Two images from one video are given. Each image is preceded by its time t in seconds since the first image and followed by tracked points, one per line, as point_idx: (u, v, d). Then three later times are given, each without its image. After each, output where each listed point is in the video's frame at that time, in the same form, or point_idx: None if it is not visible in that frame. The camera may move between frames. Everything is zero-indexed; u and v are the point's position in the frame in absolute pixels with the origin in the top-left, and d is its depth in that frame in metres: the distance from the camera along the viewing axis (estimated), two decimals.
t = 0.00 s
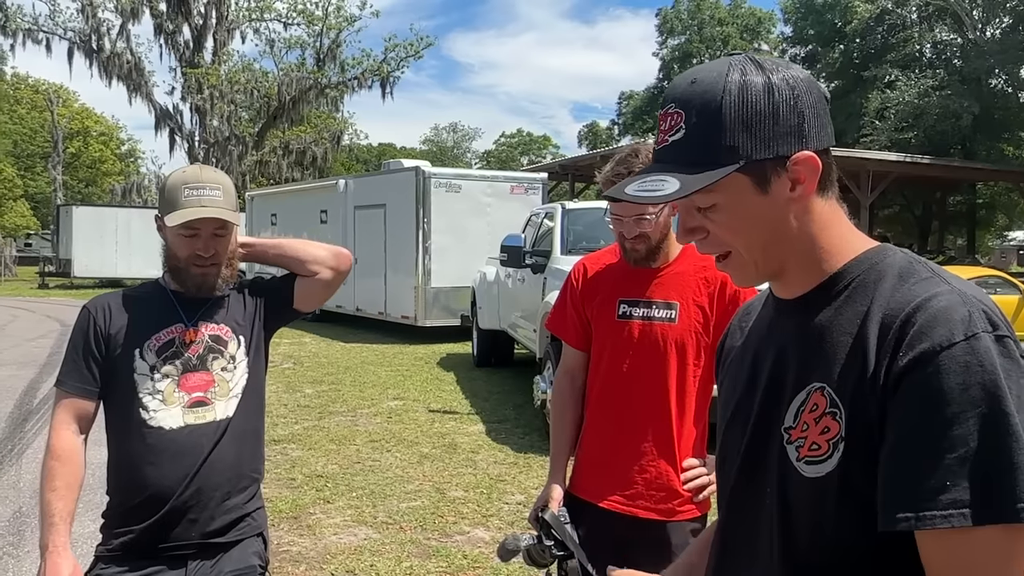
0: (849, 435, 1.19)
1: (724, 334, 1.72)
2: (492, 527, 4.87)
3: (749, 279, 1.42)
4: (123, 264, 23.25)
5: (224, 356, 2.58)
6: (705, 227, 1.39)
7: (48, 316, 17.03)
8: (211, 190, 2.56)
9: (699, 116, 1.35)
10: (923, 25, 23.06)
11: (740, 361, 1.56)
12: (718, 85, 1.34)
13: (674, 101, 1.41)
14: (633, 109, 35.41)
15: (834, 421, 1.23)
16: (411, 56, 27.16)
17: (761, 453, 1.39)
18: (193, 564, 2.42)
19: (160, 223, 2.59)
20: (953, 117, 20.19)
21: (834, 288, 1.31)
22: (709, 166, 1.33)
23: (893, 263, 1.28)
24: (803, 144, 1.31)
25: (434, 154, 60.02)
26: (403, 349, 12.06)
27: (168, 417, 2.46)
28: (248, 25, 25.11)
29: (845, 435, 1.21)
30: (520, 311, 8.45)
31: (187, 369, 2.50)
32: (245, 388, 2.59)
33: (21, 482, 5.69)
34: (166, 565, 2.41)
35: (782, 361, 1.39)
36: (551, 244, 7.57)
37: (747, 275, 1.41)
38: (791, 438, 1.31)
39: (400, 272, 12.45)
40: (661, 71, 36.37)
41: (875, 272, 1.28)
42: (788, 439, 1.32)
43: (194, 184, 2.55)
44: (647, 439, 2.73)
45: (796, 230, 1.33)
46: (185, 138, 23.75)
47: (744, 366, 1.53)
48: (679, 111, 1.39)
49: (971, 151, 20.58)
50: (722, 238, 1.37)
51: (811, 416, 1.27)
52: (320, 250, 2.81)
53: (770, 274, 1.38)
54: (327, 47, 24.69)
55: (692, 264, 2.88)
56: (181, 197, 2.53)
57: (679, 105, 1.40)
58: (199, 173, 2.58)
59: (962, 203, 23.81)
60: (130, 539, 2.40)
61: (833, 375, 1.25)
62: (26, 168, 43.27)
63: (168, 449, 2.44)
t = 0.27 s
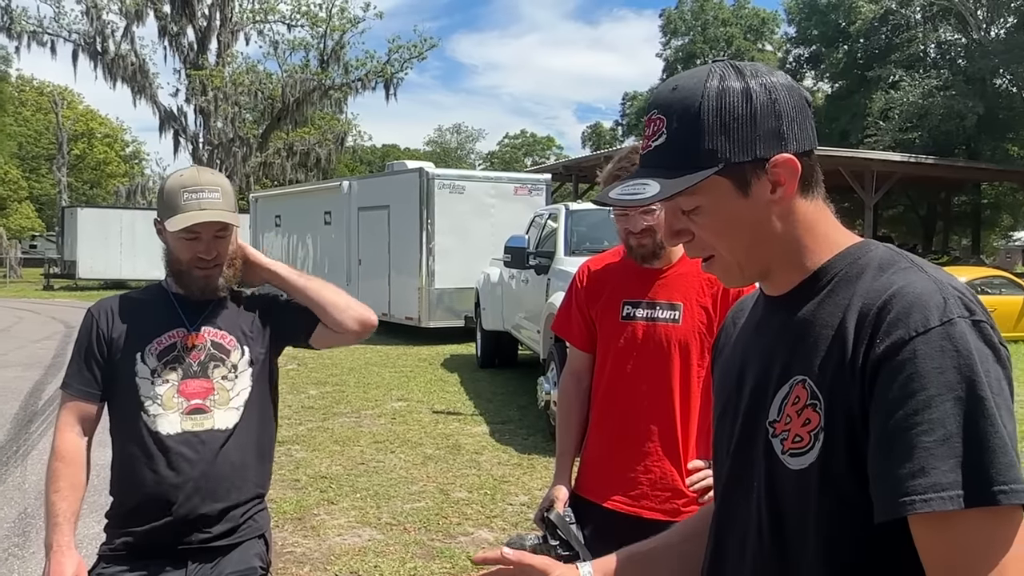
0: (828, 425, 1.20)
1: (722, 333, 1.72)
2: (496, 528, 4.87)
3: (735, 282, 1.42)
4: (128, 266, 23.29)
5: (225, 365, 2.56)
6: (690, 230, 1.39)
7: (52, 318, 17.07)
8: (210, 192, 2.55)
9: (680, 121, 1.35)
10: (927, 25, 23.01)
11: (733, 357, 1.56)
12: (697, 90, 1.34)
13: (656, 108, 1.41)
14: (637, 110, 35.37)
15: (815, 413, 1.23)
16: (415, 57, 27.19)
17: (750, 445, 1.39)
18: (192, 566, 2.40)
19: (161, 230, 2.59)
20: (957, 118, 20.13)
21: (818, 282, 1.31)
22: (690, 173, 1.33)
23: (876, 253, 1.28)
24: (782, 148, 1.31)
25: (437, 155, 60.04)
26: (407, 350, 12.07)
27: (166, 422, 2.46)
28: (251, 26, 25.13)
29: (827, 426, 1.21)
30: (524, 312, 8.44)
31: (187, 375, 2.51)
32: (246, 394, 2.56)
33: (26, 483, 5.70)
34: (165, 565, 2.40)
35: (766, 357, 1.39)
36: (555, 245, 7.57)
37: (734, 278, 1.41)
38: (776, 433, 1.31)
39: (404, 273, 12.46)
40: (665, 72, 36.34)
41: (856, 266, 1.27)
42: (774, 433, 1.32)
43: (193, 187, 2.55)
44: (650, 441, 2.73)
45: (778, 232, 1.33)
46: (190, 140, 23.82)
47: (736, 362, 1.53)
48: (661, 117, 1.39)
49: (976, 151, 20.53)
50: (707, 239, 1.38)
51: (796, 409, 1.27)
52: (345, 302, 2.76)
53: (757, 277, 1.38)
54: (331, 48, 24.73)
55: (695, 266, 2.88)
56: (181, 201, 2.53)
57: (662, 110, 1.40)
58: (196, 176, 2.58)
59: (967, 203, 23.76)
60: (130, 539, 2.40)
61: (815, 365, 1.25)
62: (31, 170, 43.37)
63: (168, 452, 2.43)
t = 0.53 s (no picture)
0: (820, 426, 1.21)
1: (722, 332, 1.73)
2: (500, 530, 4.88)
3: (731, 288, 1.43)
4: (133, 268, 23.37)
5: (226, 375, 2.52)
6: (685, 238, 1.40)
7: (57, 320, 17.11)
8: (192, 183, 2.57)
9: (667, 134, 1.36)
10: (931, 25, 22.98)
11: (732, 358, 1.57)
12: (683, 101, 1.35)
13: (646, 119, 1.43)
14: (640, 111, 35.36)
15: (809, 416, 1.23)
16: (419, 59, 27.23)
17: (745, 445, 1.40)
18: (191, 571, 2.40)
19: (153, 235, 2.59)
20: (961, 118, 20.08)
21: (810, 284, 1.31)
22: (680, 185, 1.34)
23: (866, 252, 1.28)
24: (770, 153, 1.30)
25: (441, 157, 60.08)
26: (411, 352, 12.08)
27: (165, 431, 2.45)
28: (255, 28, 25.18)
29: (819, 428, 1.21)
30: (528, 314, 8.45)
31: (186, 384, 2.48)
32: (247, 402, 2.54)
33: (31, 485, 5.72)
34: (169, 567, 2.41)
35: (762, 361, 1.40)
36: (558, 247, 7.58)
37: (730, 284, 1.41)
38: (771, 435, 1.32)
39: (407, 274, 12.47)
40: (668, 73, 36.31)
41: (847, 266, 1.28)
42: (768, 435, 1.32)
43: (174, 181, 2.57)
44: (654, 443, 2.73)
45: (769, 238, 1.33)
46: (194, 142, 23.90)
47: (734, 363, 1.53)
48: (649, 130, 1.40)
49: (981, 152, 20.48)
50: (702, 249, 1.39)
51: (788, 411, 1.28)
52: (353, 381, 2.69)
53: (749, 282, 1.39)
54: (335, 50, 24.77)
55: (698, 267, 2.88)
56: (166, 198, 2.54)
57: (650, 122, 1.41)
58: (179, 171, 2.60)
59: (971, 204, 23.72)
60: (132, 542, 2.41)
61: (806, 367, 1.26)
62: (36, 173, 43.51)
63: (168, 461, 2.43)
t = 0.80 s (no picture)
0: (834, 430, 1.20)
1: (730, 332, 1.73)
2: (504, 532, 4.87)
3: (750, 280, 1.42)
4: (136, 270, 23.40)
5: (230, 379, 2.52)
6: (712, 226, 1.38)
7: (61, 322, 17.14)
8: (189, 187, 2.58)
9: (703, 115, 1.34)
10: (934, 26, 22.94)
11: (741, 358, 1.58)
12: (721, 82, 1.33)
13: (675, 101, 1.40)
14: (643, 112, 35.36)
15: (822, 417, 1.23)
16: (421, 61, 27.24)
17: (756, 449, 1.41)
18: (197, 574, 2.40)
19: (152, 242, 2.60)
20: (965, 119, 20.03)
21: (825, 285, 1.32)
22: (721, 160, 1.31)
23: (883, 255, 1.28)
24: (806, 137, 1.31)
25: (444, 158, 60.09)
26: (414, 354, 12.09)
27: (172, 437, 2.46)
28: (258, 30, 25.21)
29: (832, 432, 1.21)
30: (531, 315, 8.45)
31: (192, 390, 2.49)
32: (251, 407, 2.55)
33: (35, 487, 5.73)
34: (173, 569, 2.42)
35: (775, 362, 1.39)
36: (562, 249, 7.58)
37: (751, 276, 1.41)
38: (783, 438, 1.31)
39: (410, 276, 12.48)
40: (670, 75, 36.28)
41: (863, 268, 1.28)
42: (780, 438, 1.32)
43: (171, 186, 2.57)
44: (658, 444, 2.73)
45: (796, 227, 1.34)
46: (197, 144, 23.96)
47: (743, 365, 1.54)
48: (682, 111, 1.37)
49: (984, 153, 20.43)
50: (730, 235, 1.37)
51: (801, 414, 1.28)
52: (358, 377, 2.74)
53: (773, 275, 1.38)
54: (337, 53, 24.80)
55: (700, 267, 2.89)
56: (162, 203, 2.54)
57: (681, 104, 1.38)
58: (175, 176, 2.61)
59: (975, 205, 23.67)
60: (137, 544, 2.42)
61: (820, 370, 1.26)
62: (40, 176, 43.57)
63: (172, 465, 2.44)
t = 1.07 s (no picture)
0: (864, 439, 1.19)
1: (734, 336, 1.72)
2: (506, 533, 4.88)
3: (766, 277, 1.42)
4: (139, 272, 23.44)
5: (230, 384, 2.51)
6: (733, 210, 1.39)
7: (64, 324, 17.18)
8: (188, 197, 2.57)
9: (743, 93, 1.34)
10: (936, 27, 22.94)
11: (748, 360, 1.56)
12: (762, 66, 1.33)
13: (713, 79, 1.40)
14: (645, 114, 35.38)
15: (847, 425, 1.22)
16: (424, 63, 27.28)
17: (774, 452, 1.39)
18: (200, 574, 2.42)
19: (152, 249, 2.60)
20: (967, 120, 20.01)
21: (844, 290, 1.32)
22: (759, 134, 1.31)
23: (908, 265, 1.27)
24: (838, 133, 1.32)
25: (446, 160, 60.12)
26: (417, 356, 12.10)
27: (171, 440, 2.46)
28: (261, 32, 25.27)
29: (861, 439, 1.20)
30: (533, 317, 8.45)
31: (192, 394, 2.49)
32: (252, 410, 2.53)
33: (38, 489, 5.75)
34: (176, 570, 2.43)
35: (793, 367, 1.38)
36: (564, 250, 7.59)
37: (768, 270, 1.40)
38: (804, 443, 1.30)
39: (413, 278, 12.49)
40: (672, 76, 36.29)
41: (886, 275, 1.28)
42: (802, 444, 1.31)
43: (170, 195, 2.57)
44: (659, 446, 2.73)
45: (818, 221, 1.34)
46: (199, 146, 24.03)
47: (755, 368, 1.52)
48: (721, 88, 1.37)
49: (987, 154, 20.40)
50: (749, 221, 1.37)
51: (826, 420, 1.26)
52: (356, 405, 2.67)
53: (790, 268, 1.38)
54: (340, 55, 24.86)
55: (701, 269, 2.89)
56: (161, 211, 2.55)
57: (720, 81, 1.38)
58: (173, 183, 2.60)
59: (978, 206, 23.65)
60: (141, 546, 2.43)
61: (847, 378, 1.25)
62: (43, 178, 43.64)
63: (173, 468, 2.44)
